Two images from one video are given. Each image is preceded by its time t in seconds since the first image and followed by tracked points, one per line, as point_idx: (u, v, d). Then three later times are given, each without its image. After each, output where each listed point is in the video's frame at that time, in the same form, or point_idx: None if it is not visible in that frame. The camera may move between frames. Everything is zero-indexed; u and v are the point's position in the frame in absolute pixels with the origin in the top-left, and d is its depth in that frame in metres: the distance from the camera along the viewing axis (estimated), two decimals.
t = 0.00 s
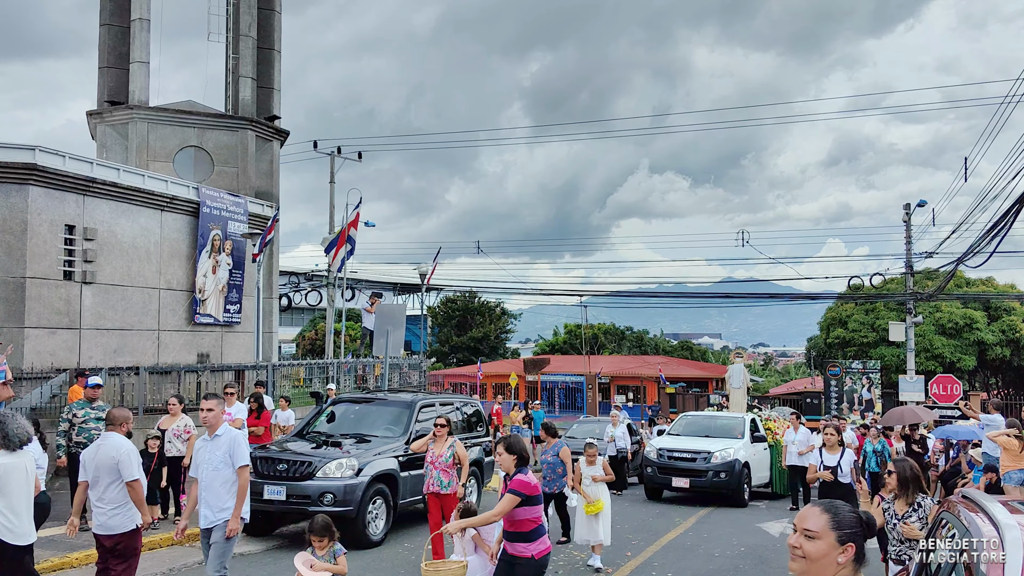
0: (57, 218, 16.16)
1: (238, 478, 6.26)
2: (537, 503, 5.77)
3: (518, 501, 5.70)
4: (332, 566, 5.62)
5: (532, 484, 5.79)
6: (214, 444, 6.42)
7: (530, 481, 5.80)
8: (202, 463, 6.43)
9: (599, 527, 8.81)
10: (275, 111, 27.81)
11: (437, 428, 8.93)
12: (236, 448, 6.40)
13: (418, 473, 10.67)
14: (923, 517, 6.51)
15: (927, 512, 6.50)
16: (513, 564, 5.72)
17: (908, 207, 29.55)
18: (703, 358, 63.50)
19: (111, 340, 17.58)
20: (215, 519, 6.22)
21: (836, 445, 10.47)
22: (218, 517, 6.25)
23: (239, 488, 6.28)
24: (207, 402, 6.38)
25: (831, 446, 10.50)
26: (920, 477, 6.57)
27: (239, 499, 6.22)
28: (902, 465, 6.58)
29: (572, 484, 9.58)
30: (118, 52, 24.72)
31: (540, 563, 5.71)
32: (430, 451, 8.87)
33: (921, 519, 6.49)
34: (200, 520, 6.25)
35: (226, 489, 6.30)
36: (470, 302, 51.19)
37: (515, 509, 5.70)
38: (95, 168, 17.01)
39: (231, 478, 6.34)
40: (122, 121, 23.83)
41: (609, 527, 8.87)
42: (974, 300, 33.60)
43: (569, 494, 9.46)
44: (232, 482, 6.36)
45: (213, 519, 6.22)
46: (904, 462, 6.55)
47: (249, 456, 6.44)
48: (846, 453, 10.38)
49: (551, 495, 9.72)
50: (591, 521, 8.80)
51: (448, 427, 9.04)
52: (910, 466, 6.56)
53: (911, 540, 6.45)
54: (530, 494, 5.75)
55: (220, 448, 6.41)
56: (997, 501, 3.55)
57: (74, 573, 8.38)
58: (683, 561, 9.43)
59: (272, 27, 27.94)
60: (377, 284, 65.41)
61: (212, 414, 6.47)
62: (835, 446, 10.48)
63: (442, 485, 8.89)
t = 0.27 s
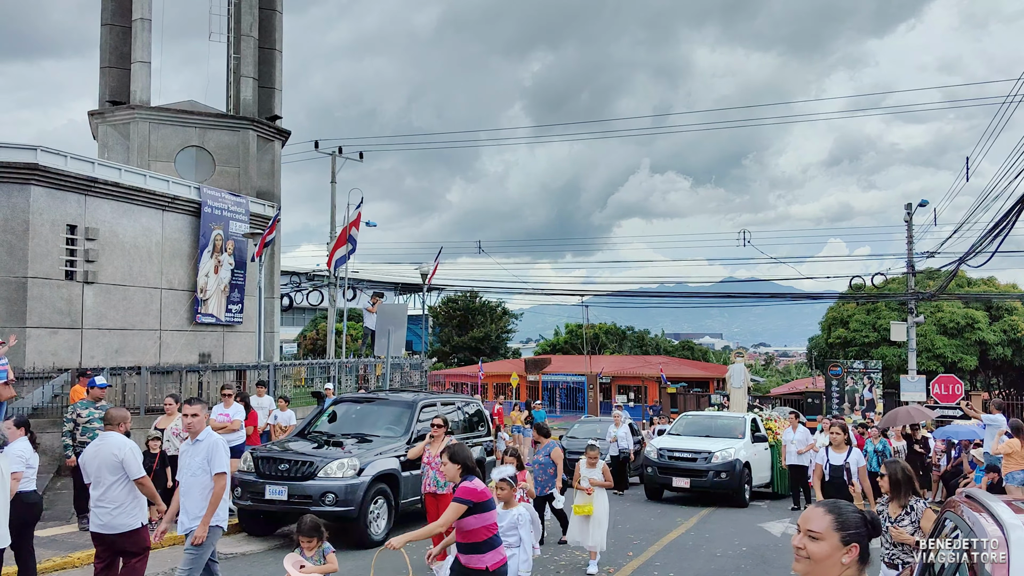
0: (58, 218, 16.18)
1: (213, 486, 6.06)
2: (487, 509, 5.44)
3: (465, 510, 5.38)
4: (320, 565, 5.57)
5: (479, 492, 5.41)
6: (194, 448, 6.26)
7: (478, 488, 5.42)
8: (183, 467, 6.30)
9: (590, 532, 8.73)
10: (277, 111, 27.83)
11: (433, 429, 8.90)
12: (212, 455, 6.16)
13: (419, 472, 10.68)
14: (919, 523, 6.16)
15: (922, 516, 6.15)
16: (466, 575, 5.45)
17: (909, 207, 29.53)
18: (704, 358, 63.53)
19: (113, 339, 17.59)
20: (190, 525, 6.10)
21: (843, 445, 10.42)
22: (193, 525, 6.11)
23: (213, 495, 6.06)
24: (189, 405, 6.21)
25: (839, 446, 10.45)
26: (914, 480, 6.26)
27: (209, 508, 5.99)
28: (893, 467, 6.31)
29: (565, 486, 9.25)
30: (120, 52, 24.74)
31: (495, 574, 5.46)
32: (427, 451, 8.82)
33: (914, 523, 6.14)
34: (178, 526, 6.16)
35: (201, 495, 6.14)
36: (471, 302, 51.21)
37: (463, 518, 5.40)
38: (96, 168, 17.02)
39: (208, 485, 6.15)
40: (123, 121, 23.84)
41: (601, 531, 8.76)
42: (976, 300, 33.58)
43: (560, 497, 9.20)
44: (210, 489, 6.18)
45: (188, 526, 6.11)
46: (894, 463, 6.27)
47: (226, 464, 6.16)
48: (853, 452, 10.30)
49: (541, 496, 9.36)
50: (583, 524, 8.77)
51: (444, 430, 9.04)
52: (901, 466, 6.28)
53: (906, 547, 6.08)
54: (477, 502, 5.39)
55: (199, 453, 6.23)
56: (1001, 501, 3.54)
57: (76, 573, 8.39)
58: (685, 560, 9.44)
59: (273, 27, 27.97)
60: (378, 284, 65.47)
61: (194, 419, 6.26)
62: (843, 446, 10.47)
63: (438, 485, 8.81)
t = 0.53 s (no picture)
0: (60, 218, 16.19)
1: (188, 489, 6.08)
2: (438, 514, 5.28)
3: (417, 518, 5.23)
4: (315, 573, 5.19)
5: (426, 498, 5.21)
6: (169, 447, 6.28)
7: (424, 494, 5.22)
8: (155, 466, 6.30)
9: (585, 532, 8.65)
10: (278, 111, 27.85)
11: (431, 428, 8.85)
12: (187, 457, 6.21)
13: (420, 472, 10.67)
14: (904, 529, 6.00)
15: (904, 519, 6.00)
16: None
17: (910, 207, 29.50)
18: (705, 357, 63.50)
19: (114, 339, 17.60)
20: (161, 525, 6.13)
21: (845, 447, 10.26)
22: (165, 526, 6.15)
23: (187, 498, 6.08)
24: (166, 405, 6.15)
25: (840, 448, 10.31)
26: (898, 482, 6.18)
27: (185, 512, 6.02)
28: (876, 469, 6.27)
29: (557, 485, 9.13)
30: (121, 52, 24.75)
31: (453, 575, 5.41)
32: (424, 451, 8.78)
33: (895, 525, 6.01)
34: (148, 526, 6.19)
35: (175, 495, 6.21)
36: (472, 302, 51.19)
37: (416, 527, 5.26)
38: (97, 168, 17.03)
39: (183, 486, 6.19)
40: (124, 121, 23.86)
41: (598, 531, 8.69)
42: (977, 300, 33.54)
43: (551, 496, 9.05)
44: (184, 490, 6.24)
45: (160, 527, 6.14)
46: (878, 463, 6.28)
47: (200, 466, 6.19)
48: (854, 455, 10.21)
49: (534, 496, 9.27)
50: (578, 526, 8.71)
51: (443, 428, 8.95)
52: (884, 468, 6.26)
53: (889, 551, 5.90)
54: (426, 507, 5.23)
55: (174, 452, 6.26)
56: (1003, 501, 3.53)
57: (77, 572, 8.40)
58: (686, 560, 9.44)
59: (274, 28, 27.99)
60: (380, 284, 65.48)
61: (171, 418, 6.26)
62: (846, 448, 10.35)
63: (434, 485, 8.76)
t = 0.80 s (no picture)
0: (61, 218, 16.20)
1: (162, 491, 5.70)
2: (392, 523, 5.11)
3: (371, 530, 5.08)
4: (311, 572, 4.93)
5: (377, 508, 5.06)
6: (146, 446, 5.89)
7: (376, 504, 5.08)
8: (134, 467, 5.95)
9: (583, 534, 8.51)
10: (278, 111, 27.86)
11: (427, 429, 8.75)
12: (162, 455, 5.81)
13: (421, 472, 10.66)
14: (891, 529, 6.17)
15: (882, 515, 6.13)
16: None
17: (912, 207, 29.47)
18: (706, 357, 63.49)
19: (115, 339, 17.60)
20: (138, 529, 5.77)
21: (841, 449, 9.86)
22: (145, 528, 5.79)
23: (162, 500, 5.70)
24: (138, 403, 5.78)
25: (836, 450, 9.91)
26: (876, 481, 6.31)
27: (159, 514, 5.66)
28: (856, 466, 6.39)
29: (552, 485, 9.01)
30: (122, 52, 24.76)
31: None
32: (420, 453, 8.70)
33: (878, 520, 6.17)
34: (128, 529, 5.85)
35: (153, 498, 5.81)
36: (473, 302, 51.20)
37: (372, 538, 5.11)
38: (98, 168, 17.04)
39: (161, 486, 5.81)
40: (125, 121, 23.87)
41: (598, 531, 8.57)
42: (978, 300, 33.52)
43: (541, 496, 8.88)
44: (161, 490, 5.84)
45: (137, 530, 5.78)
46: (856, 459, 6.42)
47: (178, 465, 5.81)
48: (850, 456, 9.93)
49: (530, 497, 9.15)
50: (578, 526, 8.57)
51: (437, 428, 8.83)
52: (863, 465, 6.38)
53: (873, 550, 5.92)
54: (379, 518, 5.07)
55: (151, 452, 5.86)
56: (1005, 501, 3.52)
57: (78, 572, 8.40)
58: (686, 560, 9.44)
59: (275, 27, 28.00)
60: (380, 283, 65.48)
61: (144, 415, 5.89)
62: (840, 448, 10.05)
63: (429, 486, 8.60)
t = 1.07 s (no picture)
0: (62, 218, 16.21)
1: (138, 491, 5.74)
2: (358, 527, 4.85)
3: (336, 538, 4.83)
4: None
5: (339, 514, 4.80)
6: (124, 449, 5.95)
7: (338, 511, 4.82)
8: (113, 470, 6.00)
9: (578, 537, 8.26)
10: (279, 111, 27.86)
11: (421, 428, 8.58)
12: (139, 456, 5.87)
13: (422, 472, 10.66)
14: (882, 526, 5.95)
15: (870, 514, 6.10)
16: None
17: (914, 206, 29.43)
18: (706, 357, 63.48)
19: (116, 339, 17.60)
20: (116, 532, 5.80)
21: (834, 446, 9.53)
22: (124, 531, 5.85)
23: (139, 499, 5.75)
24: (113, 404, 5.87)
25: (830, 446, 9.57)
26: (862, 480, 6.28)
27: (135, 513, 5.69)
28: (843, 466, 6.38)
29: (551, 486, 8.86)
30: (123, 52, 24.77)
31: None
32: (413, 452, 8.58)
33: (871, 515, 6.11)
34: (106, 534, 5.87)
35: (130, 499, 5.84)
36: (474, 302, 51.18)
37: (338, 546, 4.85)
38: (99, 168, 17.05)
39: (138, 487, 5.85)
40: (126, 121, 23.87)
41: (592, 534, 8.33)
42: (980, 300, 33.48)
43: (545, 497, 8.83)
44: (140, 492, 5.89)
45: (115, 533, 5.81)
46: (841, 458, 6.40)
47: (155, 465, 5.85)
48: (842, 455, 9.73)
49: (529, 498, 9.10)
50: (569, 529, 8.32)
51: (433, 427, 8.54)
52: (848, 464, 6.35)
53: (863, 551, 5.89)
54: (343, 525, 4.81)
55: (128, 454, 5.93)
56: (1005, 501, 3.50)
57: (78, 572, 8.40)
58: (687, 560, 9.44)
59: (276, 27, 28.01)
60: (381, 283, 65.48)
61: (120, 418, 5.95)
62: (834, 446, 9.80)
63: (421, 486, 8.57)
